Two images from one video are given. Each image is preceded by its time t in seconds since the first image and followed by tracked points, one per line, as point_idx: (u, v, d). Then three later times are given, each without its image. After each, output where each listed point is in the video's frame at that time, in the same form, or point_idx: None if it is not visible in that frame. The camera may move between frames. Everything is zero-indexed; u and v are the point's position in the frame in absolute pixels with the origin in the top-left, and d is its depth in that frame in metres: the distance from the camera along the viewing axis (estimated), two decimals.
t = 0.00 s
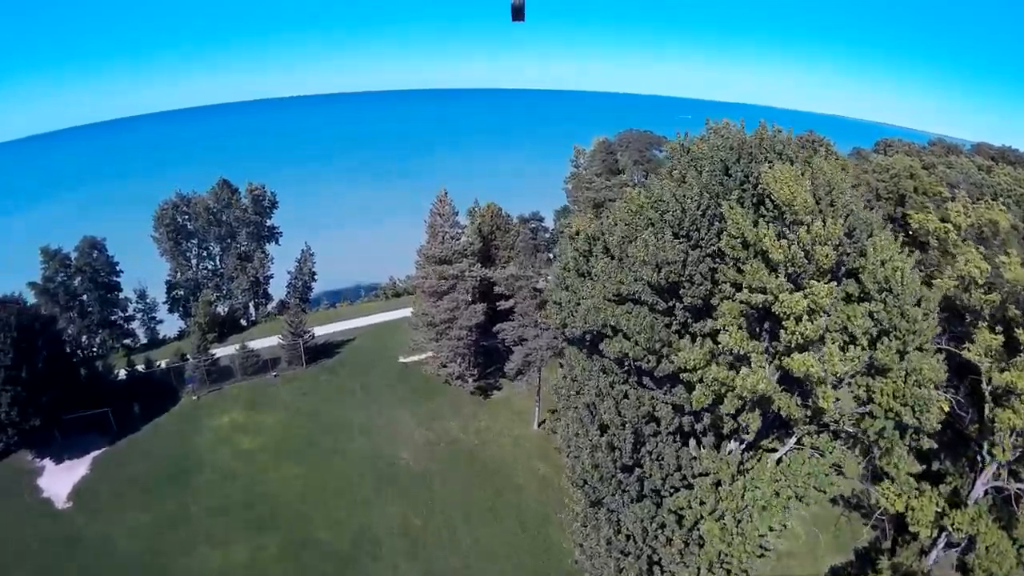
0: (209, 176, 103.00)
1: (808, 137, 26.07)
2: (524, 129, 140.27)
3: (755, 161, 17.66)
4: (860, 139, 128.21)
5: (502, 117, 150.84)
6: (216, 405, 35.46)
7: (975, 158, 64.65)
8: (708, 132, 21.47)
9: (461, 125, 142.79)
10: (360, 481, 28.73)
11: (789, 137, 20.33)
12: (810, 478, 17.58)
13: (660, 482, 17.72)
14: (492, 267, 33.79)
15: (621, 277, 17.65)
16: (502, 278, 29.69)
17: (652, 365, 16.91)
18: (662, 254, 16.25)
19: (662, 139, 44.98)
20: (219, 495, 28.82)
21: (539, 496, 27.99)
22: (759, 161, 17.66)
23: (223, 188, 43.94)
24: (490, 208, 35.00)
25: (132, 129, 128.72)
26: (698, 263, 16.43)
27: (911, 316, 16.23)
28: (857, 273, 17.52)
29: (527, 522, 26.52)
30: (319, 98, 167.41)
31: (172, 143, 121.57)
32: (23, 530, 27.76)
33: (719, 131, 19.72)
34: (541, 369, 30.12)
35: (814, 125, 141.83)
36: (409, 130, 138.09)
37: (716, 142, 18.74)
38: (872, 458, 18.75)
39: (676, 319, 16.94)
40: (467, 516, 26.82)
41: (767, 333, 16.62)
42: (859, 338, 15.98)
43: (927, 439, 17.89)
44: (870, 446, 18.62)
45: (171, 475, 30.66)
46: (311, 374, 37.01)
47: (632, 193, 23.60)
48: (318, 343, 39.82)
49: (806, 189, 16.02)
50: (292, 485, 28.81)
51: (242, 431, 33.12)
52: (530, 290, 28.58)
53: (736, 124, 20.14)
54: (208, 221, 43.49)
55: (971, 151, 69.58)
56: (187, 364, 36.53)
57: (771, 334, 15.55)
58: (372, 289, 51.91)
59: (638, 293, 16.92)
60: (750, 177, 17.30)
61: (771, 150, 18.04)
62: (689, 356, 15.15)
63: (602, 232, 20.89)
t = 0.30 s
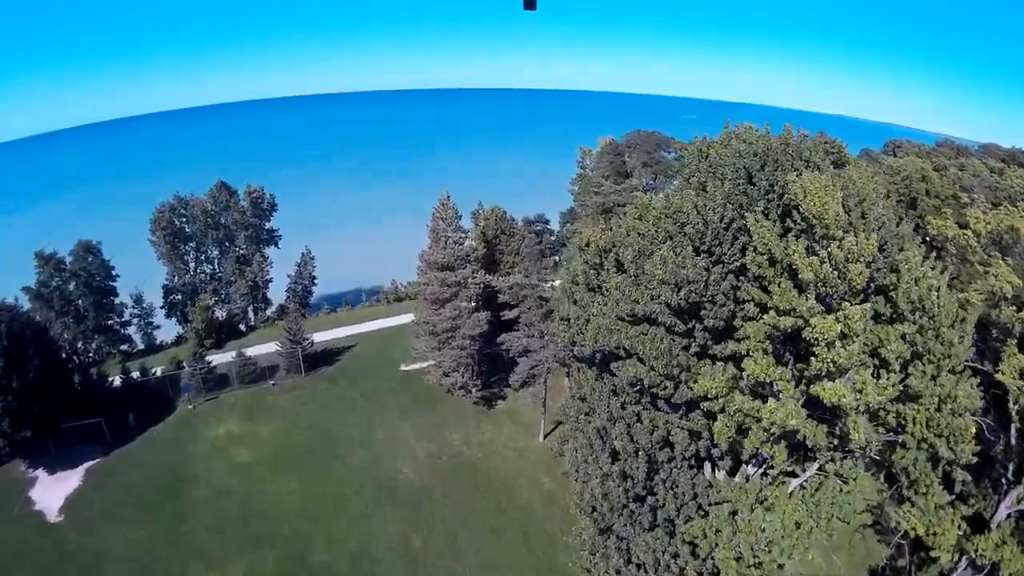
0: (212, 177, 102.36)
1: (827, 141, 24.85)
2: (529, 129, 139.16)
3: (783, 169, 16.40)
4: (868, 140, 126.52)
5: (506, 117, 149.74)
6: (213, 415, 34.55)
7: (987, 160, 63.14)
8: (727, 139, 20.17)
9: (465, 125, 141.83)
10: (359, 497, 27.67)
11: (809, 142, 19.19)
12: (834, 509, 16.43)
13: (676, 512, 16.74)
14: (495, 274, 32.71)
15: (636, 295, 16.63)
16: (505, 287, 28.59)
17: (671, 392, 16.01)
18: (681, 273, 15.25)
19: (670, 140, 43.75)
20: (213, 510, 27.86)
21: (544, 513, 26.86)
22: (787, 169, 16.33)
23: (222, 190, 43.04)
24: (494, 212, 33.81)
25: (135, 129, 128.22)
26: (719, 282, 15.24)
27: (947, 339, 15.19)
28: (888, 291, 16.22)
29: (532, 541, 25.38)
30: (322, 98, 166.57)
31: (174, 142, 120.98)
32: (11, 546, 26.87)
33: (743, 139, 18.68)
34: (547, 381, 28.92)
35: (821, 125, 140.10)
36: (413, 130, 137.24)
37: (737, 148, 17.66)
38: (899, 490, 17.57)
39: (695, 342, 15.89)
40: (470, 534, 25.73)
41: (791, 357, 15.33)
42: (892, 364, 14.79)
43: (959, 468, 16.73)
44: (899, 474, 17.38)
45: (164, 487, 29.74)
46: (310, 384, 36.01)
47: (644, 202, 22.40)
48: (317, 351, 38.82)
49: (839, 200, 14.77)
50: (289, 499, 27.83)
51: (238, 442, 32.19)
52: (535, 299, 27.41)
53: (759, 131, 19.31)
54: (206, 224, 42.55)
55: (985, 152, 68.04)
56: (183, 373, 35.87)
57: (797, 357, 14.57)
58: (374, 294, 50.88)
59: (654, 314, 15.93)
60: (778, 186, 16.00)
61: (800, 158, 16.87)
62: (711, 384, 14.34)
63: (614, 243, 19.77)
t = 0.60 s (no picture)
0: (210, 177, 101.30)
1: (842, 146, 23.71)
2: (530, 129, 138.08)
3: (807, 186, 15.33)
4: (872, 142, 125.41)
5: (507, 116, 148.66)
6: (204, 427, 33.57)
7: (993, 164, 62.07)
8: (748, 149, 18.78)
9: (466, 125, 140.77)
10: (353, 516, 26.63)
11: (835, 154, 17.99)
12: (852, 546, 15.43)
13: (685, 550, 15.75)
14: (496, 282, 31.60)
15: (649, 322, 15.56)
16: (505, 296, 27.49)
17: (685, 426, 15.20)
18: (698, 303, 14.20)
19: (674, 143, 42.53)
20: (202, 527, 26.82)
21: (546, 534, 25.74)
22: (813, 182, 15.31)
23: (215, 192, 41.96)
24: (493, 217, 32.66)
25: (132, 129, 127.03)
26: (740, 308, 14.35)
27: (980, 370, 14.26)
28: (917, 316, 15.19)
29: (533, 564, 24.29)
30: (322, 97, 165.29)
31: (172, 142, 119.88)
32: None
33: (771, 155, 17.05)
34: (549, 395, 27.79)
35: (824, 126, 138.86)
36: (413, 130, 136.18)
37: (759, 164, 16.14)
38: (923, 524, 16.45)
39: (712, 371, 14.96)
40: (468, 556, 24.65)
41: (813, 388, 14.38)
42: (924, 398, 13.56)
43: (992, 504, 15.63)
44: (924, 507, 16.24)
45: (152, 502, 28.76)
46: (304, 394, 34.96)
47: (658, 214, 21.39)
48: (312, 359, 37.74)
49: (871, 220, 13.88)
50: (281, 518, 26.78)
51: (229, 455, 31.19)
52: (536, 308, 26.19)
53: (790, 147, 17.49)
54: (199, 227, 41.48)
55: (991, 155, 66.96)
56: (172, 383, 34.79)
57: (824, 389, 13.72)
58: (371, 298, 49.82)
59: (667, 343, 14.92)
60: (803, 202, 14.97)
61: (825, 170, 15.64)
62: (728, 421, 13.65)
63: (625, 254, 18.96)
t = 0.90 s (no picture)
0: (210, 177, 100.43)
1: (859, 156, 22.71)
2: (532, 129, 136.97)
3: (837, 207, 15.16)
4: (878, 143, 123.80)
5: (509, 116, 147.55)
6: (199, 440, 32.70)
7: (1005, 166, 60.74)
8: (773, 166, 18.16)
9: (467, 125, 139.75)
10: (351, 536, 25.70)
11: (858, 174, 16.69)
12: None
13: None
14: (498, 292, 30.65)
15: (668, 355, 15.51)
16: (508, 309, 26.55)
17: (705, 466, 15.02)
18: (722, 335, 14.08)
19: (679, 147, 41.48)
20: (194, 547, 25.94)
21: (550, 557, 24.69)
22: (844, 202, 15.15)
23: (211, 197, 41.07)
24: (495, 225, 31.69)
25: (131, 129, 126.08)
26: (768, 339, 14.13)
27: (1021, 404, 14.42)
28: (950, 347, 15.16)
29: None
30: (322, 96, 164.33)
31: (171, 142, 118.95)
32: None
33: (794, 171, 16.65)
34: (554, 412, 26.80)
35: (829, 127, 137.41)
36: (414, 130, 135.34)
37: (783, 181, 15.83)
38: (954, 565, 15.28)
39: (735, 409, 14.73)
40: None
41: (840, 423, 14.51)
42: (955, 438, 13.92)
43: None
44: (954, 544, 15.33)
45: (145, 519, 27.86)
46: (302, 407, 34.11)
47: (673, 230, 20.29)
48: (309, 370, 36.83)
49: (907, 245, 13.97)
50: (276, 538, 25.90)
51: (224, 469, 30.38)
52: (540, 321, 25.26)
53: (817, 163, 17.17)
54: (195, 232, 40.58)
55: (1002, 157, 65.51)
56: (166, 396, 33.92)
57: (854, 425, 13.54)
58: (371, 305, 48.86)
59: (687, 378, 14.87)
60: (834, 223, 14.93)
61: (856, 188, 15.44)
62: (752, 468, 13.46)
63: (639, 278, 18.04)
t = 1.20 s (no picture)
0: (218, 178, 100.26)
1: (890, 167, 21.47)
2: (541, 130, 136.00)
3: (878, 235, 15.23)
4: (892, 145, 121.70)
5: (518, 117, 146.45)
6: (200, 454, 31.88)
7: None
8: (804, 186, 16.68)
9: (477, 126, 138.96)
10: (353, 559, 24.69)
11: (902, 196, 16.15)
12: None
13: None
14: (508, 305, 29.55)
15: (695, 401, 14.58)
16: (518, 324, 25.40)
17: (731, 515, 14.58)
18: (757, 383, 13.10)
19: (694, 152, 40.26)
20: (190, 568, 25.06)
21: None
22: (882, 234, 15.19)
23: (215, 202, 40.20)
24: (506, 234, 30.53)
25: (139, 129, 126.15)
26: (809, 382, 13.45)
27: None
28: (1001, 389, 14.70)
29: None
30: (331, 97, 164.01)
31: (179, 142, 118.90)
32: None
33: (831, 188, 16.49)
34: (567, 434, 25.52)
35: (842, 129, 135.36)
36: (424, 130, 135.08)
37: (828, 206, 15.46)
38: None
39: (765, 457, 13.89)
40: None
41: (875, 470, 13.84)
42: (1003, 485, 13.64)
43: None
44: None
45: (144, 539, 26.92)
46: (306, 420, 33.21)
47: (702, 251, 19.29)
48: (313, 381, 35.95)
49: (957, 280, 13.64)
50: (275, 560, 24.93)
51: (222, 488, 29.35)
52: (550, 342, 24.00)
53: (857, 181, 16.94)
54: (198, 238, 39.73)
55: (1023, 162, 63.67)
56: (168, 407, 33.20)
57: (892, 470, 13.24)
58: (378, 312, 47.86)
59: (716, 426, 14.08)
60: (877, 252, 15.06)
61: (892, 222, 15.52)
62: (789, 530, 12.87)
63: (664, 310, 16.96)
